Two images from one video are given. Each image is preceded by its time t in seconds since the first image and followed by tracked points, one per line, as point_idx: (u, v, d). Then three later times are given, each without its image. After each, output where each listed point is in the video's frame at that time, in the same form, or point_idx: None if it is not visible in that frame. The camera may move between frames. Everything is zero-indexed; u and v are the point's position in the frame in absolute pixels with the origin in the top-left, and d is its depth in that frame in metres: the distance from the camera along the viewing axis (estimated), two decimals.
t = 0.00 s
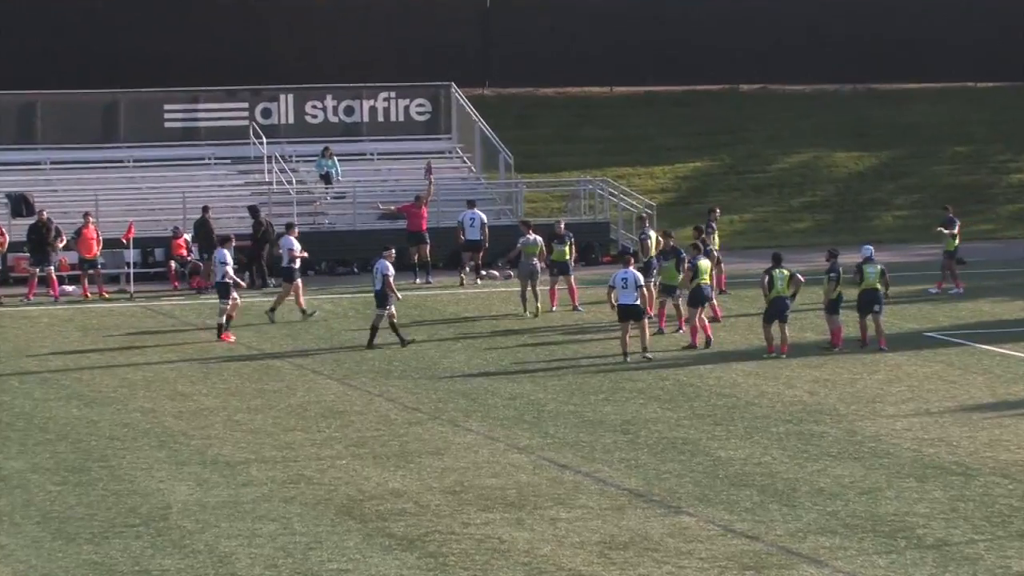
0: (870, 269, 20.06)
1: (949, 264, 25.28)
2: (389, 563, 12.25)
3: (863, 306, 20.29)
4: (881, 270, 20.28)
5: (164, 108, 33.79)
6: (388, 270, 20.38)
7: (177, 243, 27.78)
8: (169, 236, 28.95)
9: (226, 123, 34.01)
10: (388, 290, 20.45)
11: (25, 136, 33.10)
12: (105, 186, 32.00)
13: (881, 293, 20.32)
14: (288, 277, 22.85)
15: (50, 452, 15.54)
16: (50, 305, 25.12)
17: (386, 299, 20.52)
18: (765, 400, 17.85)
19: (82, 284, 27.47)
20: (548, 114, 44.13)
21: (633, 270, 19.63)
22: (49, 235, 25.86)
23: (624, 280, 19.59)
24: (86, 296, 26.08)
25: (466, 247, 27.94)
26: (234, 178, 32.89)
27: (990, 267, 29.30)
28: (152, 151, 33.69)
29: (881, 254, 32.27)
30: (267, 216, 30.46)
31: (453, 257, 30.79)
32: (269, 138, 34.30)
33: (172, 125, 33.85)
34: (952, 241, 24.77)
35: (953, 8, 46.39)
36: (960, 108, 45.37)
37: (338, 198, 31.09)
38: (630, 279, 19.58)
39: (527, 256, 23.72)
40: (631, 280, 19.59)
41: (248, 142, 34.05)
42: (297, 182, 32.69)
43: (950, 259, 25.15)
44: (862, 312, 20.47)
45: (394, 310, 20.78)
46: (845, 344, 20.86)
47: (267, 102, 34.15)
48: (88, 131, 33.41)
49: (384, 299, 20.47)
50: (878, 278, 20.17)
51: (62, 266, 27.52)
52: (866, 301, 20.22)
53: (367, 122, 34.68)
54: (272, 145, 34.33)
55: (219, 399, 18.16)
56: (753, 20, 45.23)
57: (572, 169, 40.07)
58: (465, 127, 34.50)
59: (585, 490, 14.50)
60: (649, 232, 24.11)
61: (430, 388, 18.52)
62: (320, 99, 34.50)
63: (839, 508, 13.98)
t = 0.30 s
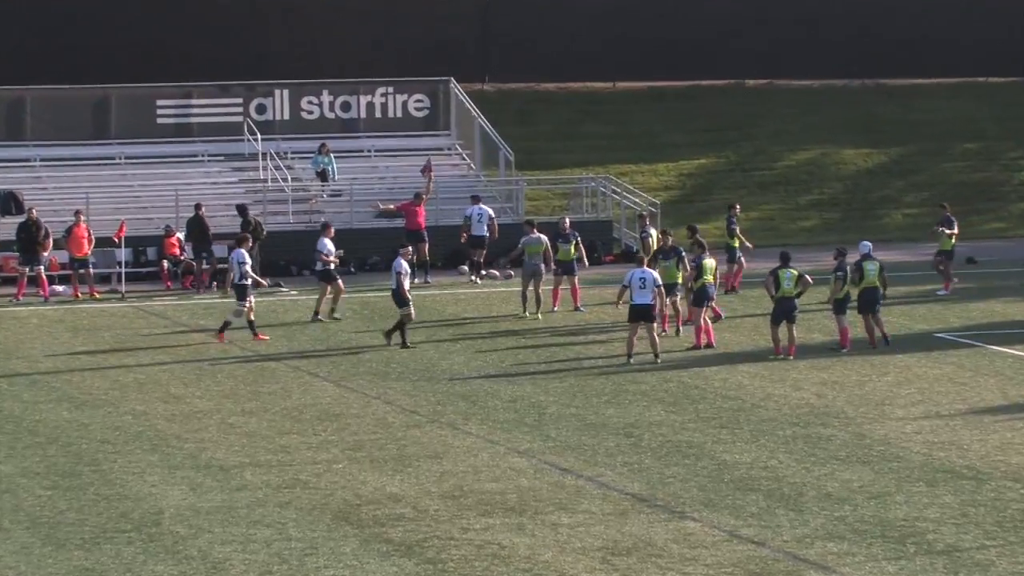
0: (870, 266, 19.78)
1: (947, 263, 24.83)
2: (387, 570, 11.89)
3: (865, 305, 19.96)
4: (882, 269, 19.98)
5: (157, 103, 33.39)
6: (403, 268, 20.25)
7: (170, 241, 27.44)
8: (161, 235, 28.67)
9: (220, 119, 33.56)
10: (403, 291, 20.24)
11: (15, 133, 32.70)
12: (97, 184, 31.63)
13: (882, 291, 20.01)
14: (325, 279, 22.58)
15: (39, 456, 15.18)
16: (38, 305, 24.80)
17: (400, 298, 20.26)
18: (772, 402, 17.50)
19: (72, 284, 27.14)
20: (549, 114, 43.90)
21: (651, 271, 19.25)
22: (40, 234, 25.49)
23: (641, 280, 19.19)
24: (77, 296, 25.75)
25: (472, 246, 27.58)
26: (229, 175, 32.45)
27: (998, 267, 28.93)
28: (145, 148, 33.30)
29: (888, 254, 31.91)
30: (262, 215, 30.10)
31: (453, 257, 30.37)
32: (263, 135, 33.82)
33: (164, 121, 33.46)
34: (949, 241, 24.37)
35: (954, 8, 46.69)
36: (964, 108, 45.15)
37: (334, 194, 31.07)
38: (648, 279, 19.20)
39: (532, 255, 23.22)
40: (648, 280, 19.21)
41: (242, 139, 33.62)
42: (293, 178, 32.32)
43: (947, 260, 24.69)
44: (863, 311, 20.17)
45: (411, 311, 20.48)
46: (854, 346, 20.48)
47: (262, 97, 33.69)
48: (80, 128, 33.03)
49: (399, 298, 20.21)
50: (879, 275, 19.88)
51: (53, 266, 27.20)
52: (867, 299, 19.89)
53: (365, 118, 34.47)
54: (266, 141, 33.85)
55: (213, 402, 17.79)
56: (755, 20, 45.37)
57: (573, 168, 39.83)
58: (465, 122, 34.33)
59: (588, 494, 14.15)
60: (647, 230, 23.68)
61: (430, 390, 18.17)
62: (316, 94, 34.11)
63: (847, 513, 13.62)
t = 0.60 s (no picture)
0: (866, 265, 19.39)
1: (945, 263, 24.39)
2: None
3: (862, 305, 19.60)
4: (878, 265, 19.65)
5: (148, 99, 33.13)
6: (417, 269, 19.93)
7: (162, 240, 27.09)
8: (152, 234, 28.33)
9: (213, 114, 33.26)
10: (417, 291, 19.94)
11: (4, 129, 32.44)
12: (88, 180, 31.35)
13: (878, 290, 19.66)
14: (357, 278, 22.46)
15: (28, 459, 14.84)
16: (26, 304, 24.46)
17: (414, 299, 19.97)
18: (778, 405, 17.15)
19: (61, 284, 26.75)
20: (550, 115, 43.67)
21: (662, 270, 18.96)
22: (27, 234, 25.10)
23: (653, 280, 18.88)
24: (65, 296, 25.37)
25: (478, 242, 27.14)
26: (221, 171, 32.21)
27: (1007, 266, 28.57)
28: (136, 144, 33.00)
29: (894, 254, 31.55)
30: (256, 214, 29.76)
31: (452, 256, 29.94)
32: (258, 131, 33.58)
33: (156, 117, 33.17)
34: (947, 240, 23.93)
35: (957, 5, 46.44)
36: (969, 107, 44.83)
37: (329, 192, 30.62)
38: (661, 279, 18.93)
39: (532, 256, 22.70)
40: (660, 280, 18.92)
41: (235, 135, 33.29)
42: (288, 175, 32.02)
43: (947, 261, 24.26)
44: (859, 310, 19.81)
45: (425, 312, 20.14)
46: (863, 347, 20.11)
47: (256, 92, 33.49)
48: (70, 124, 32.75)
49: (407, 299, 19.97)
50: (875, 274, 19.53)
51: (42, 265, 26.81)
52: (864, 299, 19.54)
53: (361, 114, 34.13)
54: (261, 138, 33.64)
55: (206, 404, 17.45)
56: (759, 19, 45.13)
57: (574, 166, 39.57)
58: (464, 118, 33.94)
59: (591, 499, 13.80)
60: (646, 229, 23.21)
61: (429, 393, 17.82)
62: (312, 90, 33.93)
63: (855, 519, 13.27)
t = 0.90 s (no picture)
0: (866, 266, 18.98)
1: (938, 261, 24.02)
2: None
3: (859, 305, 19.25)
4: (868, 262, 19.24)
5: (140, 94, 32.83)
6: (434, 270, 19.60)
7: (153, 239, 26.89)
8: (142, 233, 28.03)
9: (205, 110, 32.97)
10: (434, 291, 19.56)
11: None
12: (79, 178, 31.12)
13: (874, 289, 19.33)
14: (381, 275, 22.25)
15: (15, 463, 14.50)
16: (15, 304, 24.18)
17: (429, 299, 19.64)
18: (785, 408, 16.81)
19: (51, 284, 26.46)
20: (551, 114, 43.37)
21: (664, 271, 18.47)
22: (15, 232, 24.76)
23: (654, 280, 18.46)
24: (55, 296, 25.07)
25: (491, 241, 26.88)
26: (214, 169, 31.95)
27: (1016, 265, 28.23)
28: (127, 141, 32.73)
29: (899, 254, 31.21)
30: (251, 213, 29.45)
31: (452, 254, 29.68)
32: (251, 127, 33.24)
33: (148, 112, 32.89)
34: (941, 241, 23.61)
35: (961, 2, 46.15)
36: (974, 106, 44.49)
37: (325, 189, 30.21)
38: (662, 279, 18.45)
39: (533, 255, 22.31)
40: (662, 280, 18.47)
41: (229, 131, 33.00)
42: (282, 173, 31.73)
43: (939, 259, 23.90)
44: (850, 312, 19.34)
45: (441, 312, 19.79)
46: (871, 349, 19.74)
47: (250, 88, 33.11)
48: (61, 120, 32.46)
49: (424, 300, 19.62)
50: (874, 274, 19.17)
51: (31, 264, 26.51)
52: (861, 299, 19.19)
53: (358, 110, 33.53)
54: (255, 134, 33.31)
55: (198, 408, 17.10)
56: (763, 18, 44.88)
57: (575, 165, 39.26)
58: (465, 114, 33.40)
59: (593, 504, 13.45)
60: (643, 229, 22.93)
61: (428, 395, 17.48)
62: (307, 85, 33.39)
63: (864, 524, 12.91)
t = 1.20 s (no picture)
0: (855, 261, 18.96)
1: (938, 262, 23.59)
2: None
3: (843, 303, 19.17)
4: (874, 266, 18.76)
5: (131, 90, 32.32)
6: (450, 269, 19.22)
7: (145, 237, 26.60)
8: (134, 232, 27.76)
9: (198, 106, 32.56)
10: (448, 291, 19.28)
11: None
12: (69, 175, 30.75)
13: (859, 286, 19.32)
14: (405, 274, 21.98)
15: (4, 467, 14.16)
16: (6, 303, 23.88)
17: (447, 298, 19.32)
18: (792, 410, 16.48)
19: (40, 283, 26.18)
20: (553, 112, 43.03)
21: (663, 269, 18.20)
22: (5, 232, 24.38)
23: (653, 279, 18.16)
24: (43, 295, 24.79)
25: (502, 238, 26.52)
26: (207, 166, 31.61)
27: None
28: (118, 137, 32.26)
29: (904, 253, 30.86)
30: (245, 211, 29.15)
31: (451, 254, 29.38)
32: (245, 122, 32.82)
33: (139, 108, 32.40)
34: (942, 240, 23.19)
35: None
36: (981, 105, 44.17)
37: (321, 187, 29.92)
38: (660, 278, 18.16)
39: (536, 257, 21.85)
40: (661, 279, 18.17)
41: (223, 127, 32.63)
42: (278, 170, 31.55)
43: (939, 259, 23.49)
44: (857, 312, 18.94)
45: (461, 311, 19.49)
46: (879, 350, 19.39)
47: (244, 83, 32.75)
48: (49, 116, 31.97)
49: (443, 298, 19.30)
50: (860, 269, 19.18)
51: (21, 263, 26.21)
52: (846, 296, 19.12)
53: (355, 105, 33.23)
54: (250, 130, 32.91)
55: (191, 410, 16.77)
56: (767, 16, 44.63)
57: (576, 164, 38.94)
58: (463, 110, 33.22)
59: (596, 509, 13.12)
60: (641, 227, 22.65)
61: (426, 398, 17.15)
62: (303, 79, 32.96)
63: (872, 530, 12.57)
